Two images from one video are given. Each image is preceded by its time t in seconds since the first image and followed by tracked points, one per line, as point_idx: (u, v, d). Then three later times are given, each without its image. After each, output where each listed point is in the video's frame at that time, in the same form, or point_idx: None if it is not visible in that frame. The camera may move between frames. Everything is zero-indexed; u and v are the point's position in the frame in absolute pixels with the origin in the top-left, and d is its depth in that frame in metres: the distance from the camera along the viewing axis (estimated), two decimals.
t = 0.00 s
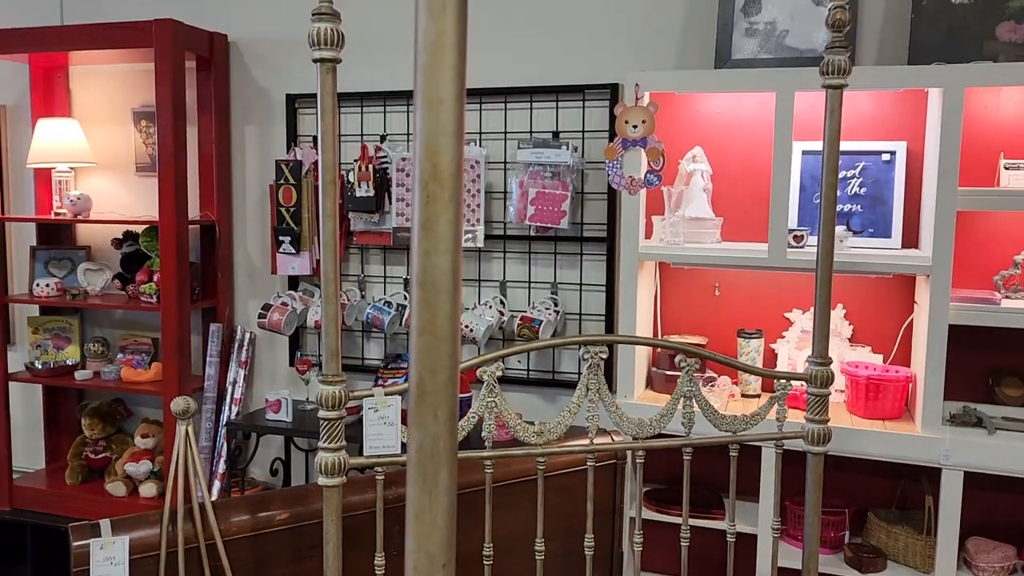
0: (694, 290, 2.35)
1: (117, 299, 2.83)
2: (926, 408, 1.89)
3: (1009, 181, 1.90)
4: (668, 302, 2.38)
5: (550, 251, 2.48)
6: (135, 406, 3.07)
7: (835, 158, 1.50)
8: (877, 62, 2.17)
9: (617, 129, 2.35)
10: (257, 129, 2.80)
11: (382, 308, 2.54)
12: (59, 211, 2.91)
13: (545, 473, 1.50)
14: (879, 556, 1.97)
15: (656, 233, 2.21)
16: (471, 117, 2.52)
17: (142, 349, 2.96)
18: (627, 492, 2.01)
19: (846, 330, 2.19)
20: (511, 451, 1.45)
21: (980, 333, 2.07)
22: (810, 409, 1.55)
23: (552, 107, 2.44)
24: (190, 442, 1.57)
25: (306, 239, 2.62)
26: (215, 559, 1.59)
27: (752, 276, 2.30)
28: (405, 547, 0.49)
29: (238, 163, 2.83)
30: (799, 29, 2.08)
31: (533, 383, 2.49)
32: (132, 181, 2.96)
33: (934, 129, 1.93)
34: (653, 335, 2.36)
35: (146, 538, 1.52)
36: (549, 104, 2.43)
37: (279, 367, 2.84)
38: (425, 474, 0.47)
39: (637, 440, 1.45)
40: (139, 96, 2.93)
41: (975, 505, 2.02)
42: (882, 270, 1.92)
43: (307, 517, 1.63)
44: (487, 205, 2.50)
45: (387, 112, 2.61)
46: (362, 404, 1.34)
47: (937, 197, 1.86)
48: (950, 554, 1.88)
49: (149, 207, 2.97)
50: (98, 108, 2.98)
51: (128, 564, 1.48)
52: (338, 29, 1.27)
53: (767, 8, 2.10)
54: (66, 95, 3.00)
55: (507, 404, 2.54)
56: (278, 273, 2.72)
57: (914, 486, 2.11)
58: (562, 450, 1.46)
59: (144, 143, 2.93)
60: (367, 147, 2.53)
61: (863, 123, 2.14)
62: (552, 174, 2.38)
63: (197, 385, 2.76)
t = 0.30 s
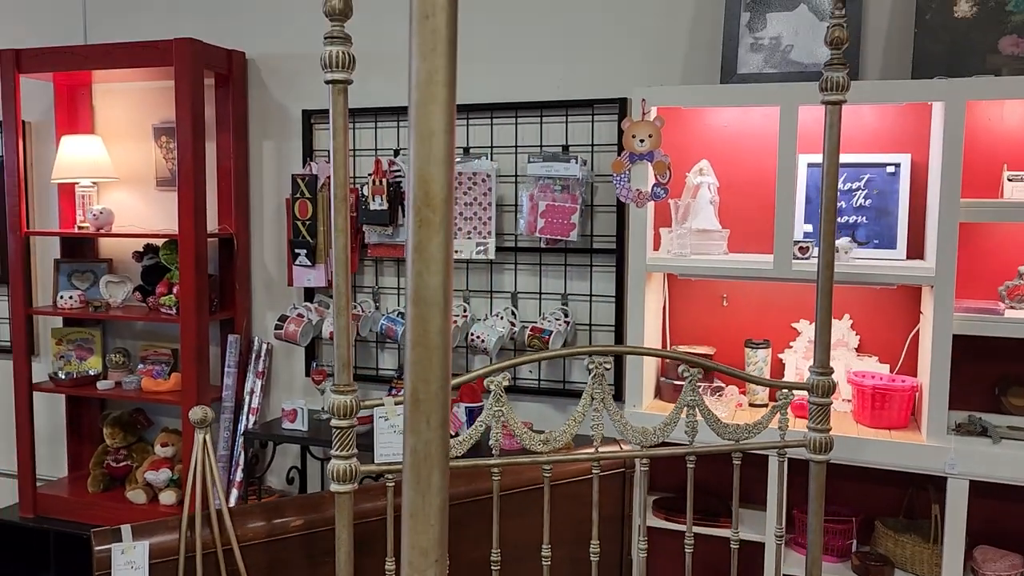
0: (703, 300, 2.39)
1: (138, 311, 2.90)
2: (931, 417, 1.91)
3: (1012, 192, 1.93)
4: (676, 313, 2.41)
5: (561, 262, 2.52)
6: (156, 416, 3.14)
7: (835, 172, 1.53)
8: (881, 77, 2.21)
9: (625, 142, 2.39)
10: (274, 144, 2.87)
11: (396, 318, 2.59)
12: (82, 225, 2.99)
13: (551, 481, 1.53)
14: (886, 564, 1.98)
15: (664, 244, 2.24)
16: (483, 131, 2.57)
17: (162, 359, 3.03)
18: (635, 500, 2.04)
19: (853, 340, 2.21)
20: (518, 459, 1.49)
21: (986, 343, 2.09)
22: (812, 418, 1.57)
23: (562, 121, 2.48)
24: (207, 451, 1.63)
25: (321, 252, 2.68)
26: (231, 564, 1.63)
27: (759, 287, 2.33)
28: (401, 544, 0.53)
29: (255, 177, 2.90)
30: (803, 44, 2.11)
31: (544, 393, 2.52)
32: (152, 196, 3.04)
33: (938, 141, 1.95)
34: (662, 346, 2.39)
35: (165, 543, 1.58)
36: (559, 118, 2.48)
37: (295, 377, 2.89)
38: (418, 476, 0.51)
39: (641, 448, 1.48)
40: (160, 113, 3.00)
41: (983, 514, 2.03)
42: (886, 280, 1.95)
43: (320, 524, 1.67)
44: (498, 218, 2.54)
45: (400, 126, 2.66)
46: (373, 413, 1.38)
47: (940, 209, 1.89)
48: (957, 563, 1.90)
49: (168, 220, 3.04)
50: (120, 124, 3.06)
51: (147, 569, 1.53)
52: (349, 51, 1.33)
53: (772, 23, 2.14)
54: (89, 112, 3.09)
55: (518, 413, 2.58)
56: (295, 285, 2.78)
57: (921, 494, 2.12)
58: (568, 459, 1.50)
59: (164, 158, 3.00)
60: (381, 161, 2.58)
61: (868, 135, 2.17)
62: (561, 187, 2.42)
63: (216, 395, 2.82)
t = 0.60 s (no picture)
0: (707, 311, 2.42)
1: (154, 322, 2.96)
2: (932, 425, 1.93)
3: (1011, 203, 1.95)
4: (681, 324, 2.45)
5: (567, 273, 2.55)
6: (171, 425, 3.20)
7: (831, 185, 1.57)
8: (882, 90, 2.24)
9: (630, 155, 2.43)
10: (287, 159, 2.93)
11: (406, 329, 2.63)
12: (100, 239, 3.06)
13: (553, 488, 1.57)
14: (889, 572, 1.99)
15: (668, 256, 2.28)
16: (490, 145, 2.61)
17: (177, 369, 3.09)
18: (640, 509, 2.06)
19: (856, 350, 2.23)
20: (521, 467, 1.52)
21: (988, 353, 2.11)
22: (811, 427, 1.60)
23: (568, 135, 2.52)
24: (221, 459, 1.67)
25: (333, 264, 2.73)
26: (243, 570, 1.68)
27: (763, 297, 2.36)
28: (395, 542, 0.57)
29: (268, 191, 2.96)
30: (804, 59, 2.15)
31: (551, 403, 2.56)
32: (168, 210, 3.11)
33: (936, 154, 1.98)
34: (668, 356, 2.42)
35: (179, 548, 1.62)
36: (565, 132, 2.52)
37: (308, 388, 2.94)
38: (409, 478, 0.55)
39: (642, 456, 1.51)
40: (176, 129, 3.07)
41: (987, 523, 2.04)
42: (887, 291, 1.98)
43: (329, 530, 1.72)
44: (505, 230, 2.58)
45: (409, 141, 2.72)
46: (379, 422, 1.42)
47: (939, 220, 1.91)
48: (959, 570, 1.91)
49: (184, 233, 3.10)
50: (137, 140, 3.13)
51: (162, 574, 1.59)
52: (356, 72, 1.38)
53: (773, 38, 2.18)
54: (108, 129, 3.16)
55: (526, 422, 2.62)
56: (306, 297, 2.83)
57: (924, 502, 2.15)
58: (569, 466, 1.54)
59: (180, 172, 3.07)
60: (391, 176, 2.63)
61: (870, 147, 2.20)
62: (567, 201, 2.46)
63: (230, 405, 2.87)
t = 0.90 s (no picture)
0: (711, 320, 2.44)
1: (166, 333, 3.01)
2: (933, 434, 1.95)
3: (1010, 213, 1.97)
4: (685, 333, 2.47)
5: (572, 284, 2.58)
6: (183, 435, 3.24)
7: (827, 198, 1.59)
8: (882, 102, 2.26)
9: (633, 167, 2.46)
10: (297, 172, 2.98)
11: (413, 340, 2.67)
12: (114, 251, 3.11)
13: (555, 497, 1.59)
14: None
15: (671, 267, 2.31)
16: (496, 158, 2.65)
17: (189, 380, 3.14)
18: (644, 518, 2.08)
19: (858, 359, 2.25)
20: (523, 475, 1.55)
21: (989, 362, 2.12)
22: (809, 436, 1.62)
23: (572, 147, 2.56)
24: (230, 468, 1.71)
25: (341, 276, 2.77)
26: None
27: (766, 307, 2.38)
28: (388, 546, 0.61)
29: (279, 204, 3.00)
30: (804, 72, 2.18)
31: (557, 412, 2.59)
32: (181, 222, 3.16)
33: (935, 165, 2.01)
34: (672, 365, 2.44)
35: (190, 555, 1.66)
36: (569, 145, 2.56)
37: (317, 398, 2.97)
38: (400, 483, 0.59)
39: (641, 465, 1.54)
40: (188, 143, 3.13)
41: (989, 531, 2.05)
42: (887, 300, 2.00)
43: (337, 538, 1.75)
44: (511, 242, 2.62)
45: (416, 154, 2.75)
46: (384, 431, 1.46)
47: (938, 231, 1.93)
48: None
49: (195, 245, 3.15)
50: (150, 154, 3.19)
51: None
52: (360, 91, 1.42)
53: (773, 52, 2.21)
54: (122, 143, 3.23)
55: (532, 432, 2.64)
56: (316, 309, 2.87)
57: (927, 510, 2.15)
58: (570, 475, 1.56)
59: (192, 186, 3.13)
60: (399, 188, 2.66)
61: (870, 158, 2.23)
62: (571, 212, 2.49)
63: (241, 415, 2.92)
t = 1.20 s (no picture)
0: (713, 330, 2.46)
1: (176, 345, 3.05)
2: (933, 443, 1.96)
3: (1007, 223, 1.99)
4: (687, 343, 2.49)
5: (576, 295, 2.61)
6: (192, 445, 3.28)
7: (822, 210, 1.62)
8: (881, 115, 2.29)
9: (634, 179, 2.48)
10: (304, 186, 3.02)
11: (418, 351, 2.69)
12: (124, 264, 3.16)
13: (556, 505, 1.62)
14: None
15: (672, 278, 2.33)
16: (500, 170, 2.68)
17: (198, 391, 3.17)
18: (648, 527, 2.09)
19: (859, 369, 2.27)
20: (523, 483, 1.57)
21: (989, 371, 2.14)
22: (807, 445, 1.64)
23: (575, 160, 2.59)
24: (237, 477, 1.74)
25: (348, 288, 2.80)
26: None
27: (768, 318, 2.40)
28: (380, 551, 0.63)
29: (286, 217, 3.05)
30: (802, 85, 2.20)
31: (562, 422, 2.61)
32: (190, 236, 3.20)
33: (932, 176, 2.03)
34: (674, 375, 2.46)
35: (197, 563, 1.69)
36: (572, 157, 2.59)
37: (324, 409, 3.00)
38: (392, 490, 0.62)
39: (640, 474, 1.56)
40: (197, 157, 3.17)
41: (991, 539, 2.06)
42: (886, 310, 2.02)
43: (342, 547, 1.78)
44: (515, 253, 2.65)
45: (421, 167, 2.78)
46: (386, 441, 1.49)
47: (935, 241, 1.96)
48: None
49: (204, 258, 3.19)
50: (160, 169, 3.24)
51: None
52: (362, 108, 1.46)
53: (772, 65, 2.24)
54: (132, 158, 3.28)
55: (537, 441, 2.67)
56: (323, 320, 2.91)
57: (929, 519, 2.16)
58: (569, 483, 1.58)
59: (201, 199, 3.17)
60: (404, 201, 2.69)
61: (869, 170, 2.25)
62: (574, 224, 2.51)
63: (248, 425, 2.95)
